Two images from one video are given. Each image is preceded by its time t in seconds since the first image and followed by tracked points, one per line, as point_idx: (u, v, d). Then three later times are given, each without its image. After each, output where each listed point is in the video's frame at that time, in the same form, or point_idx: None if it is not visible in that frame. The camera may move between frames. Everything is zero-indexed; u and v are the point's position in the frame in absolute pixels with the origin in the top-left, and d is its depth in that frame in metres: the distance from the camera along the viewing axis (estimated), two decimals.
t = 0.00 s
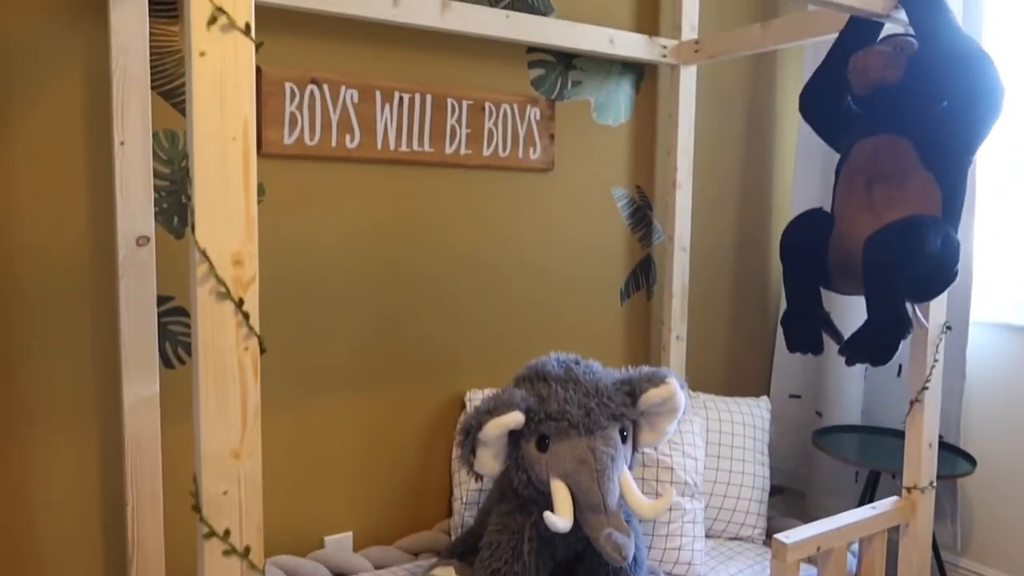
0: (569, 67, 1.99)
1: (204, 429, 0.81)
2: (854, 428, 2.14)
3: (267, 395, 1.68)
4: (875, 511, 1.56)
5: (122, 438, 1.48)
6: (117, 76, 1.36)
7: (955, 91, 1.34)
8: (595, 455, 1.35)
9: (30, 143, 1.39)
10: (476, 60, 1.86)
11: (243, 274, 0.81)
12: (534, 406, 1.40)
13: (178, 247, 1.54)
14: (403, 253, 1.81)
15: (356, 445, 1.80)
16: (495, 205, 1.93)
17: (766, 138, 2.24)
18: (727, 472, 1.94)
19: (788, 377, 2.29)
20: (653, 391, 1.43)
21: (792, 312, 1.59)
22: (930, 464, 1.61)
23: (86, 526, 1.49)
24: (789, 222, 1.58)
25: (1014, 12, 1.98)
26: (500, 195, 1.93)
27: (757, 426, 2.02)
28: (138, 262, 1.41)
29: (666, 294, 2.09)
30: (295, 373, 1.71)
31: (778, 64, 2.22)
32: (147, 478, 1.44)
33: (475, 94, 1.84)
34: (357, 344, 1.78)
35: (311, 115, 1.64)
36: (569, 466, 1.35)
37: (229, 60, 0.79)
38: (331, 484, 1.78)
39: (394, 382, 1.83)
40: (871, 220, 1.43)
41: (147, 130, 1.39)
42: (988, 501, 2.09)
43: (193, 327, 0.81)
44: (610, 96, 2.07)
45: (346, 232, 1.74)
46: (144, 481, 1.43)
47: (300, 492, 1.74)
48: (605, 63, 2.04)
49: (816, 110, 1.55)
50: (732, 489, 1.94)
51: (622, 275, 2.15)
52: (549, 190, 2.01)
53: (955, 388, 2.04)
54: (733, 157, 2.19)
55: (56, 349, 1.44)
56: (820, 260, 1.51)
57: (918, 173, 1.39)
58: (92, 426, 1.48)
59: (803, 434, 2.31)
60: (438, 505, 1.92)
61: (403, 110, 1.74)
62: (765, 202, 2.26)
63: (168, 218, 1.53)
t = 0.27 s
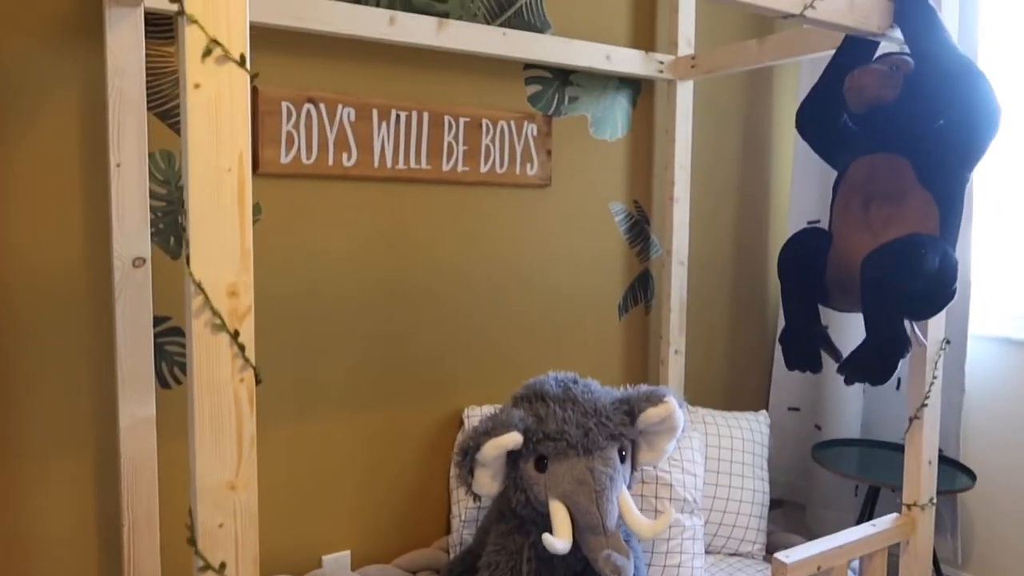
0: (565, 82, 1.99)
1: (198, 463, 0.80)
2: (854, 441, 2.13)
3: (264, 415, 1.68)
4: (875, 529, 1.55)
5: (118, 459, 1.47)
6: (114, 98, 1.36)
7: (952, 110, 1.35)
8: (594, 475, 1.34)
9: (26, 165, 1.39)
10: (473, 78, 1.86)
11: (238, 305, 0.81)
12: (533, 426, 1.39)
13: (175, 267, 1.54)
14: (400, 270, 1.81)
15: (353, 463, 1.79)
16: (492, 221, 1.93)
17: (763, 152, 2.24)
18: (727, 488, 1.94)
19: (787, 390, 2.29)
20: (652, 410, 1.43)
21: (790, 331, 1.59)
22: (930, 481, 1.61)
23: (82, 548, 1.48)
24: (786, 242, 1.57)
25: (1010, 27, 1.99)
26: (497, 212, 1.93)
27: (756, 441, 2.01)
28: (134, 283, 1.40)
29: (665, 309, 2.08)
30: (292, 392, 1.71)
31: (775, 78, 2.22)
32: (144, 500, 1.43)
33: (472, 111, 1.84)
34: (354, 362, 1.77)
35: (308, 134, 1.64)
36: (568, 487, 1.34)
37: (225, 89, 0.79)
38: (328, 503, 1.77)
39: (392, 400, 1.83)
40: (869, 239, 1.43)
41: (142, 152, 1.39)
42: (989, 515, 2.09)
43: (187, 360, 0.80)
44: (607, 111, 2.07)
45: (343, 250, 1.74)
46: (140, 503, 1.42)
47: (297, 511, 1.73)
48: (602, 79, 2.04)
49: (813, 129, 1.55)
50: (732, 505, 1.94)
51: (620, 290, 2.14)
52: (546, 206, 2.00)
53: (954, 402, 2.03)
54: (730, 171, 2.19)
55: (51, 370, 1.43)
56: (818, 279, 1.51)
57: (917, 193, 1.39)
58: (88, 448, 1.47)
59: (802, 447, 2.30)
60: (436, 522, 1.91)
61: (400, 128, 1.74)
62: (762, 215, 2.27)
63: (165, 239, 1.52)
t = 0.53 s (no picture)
0: (564, 101, 2.00)
1: (197, 502, 0.80)
2: (854, 459, 2.12)
3: (263, 437, 1.67)
4: (875, 552, 1.55)
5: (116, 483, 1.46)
6: (112, 123, 1.36)
7: (950, 135, 1.35)
8: (593, 501, 1.34)
9: (24, 190, 1.39)
10: (472, 98, 1.86)
11: (237, 342, 0.81)
12: (532, 451, 1.39)
13: (174, 290, 1.54)
14: (399, 291, 1.81)
15: (352, 484, 1.79)
16: (491, 240, 1.92)
17: (761, 170, 2.24)
18: (727, 507, 1.93)
19: (787, 406, 2.28)
20: (651, 435, 1.42)
21: (789, 354, 1.58)
22: (930, 503, 1.60)
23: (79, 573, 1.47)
24: (785, 265, 1.58)
25: (1007, 46, 2.00)
26: (496, 231, 1.93)
27: (756, 460, 2.00)
28: (132, 308, 1.39)
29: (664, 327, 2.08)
30: (291, 413, 1.70)
31: (774, 96, 2.22)
32: (142, 526, 1.42)
33: (471, 131, 1.84)
34: (353, 383, 1.77)
35: (307, 156, 1.64)
36: (567, 513, 1.34)
37: (225, 127, 0.79)
38: (327, 525, 1.76)
39: (391, 420, 1.82)
40: (868, 263, 1.42)
41: (141, 177, 1.39)
42: (989, 533, 2.08)
43: (186, 399, 0.80)
44: (606, 130, 2.07)
45: (342, 271, 1.73)
46: (138, 529, 1.42)
47: (295, 533, 1.73)
48: (601, 97, 2.05)
49: (811, 150, 1.56)
50: (731, 524, 1.93)
51: (619, 307, 2.14)
52: (545, 225, 2.00)
53: (953, 420, 2.03)
54: (729, 189, 2.19)
55: (49, 395, 1.43)
56: (817, 301, 1.51)
57: (915, 216, 1.39)
58: (86, 472, 1.46)
59: (802, 465, 2.30)
60: (435, 543, 1.91)
61: (399, 149, 1.74)
62: (761, 233, 2.27)
63: (164, 261, 1.52)
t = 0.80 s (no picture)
0: (566, 112, 2.00)
1: (198, 524, 0.80)
2: (854, 470, 2.11)
3: (263, 449, 1.67)
4: (874, 566, 1.55)
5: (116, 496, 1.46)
6: (115, 138, 1.36)
7: (950, 151, 1.36)
8: (594, 516, 1.34)
9: (27, 203, 1.39)
10: (474, 109, 1.87)
11: (240, 364, 0.81)
12: (533, 465, 1.39)
13: (175, 302, 1.53)
14: (400, 302, 1.81)
15: (353, 495, 1.78)
16: (492, 251, 1.93)
17: (762, 180, 2.25)
18: (727, 519, 1.92)
19: (788, 416, 2.28)
20: (652, 449, 1.42)
21: (790, 368, 1.59)
22: (930, 517, 1.60)
23: None
24: (785, 280, 1.59)
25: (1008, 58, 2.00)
26: (497, 242, 1.93)
27: (756, 471, 2.00)
28: (133, 321, 1.39)
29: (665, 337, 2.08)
30: (290, 425, 1.70)
31: (775, 106, 2.23)
32: (142, 539, 1.42)
33: (472, 142, 1.84)
34: (353, 394, 1.77)
35: (309, 168, 1.64)
36: (568, 528, 1.34)
37: (228, 150, 0.79)
38: (327, 536, 1.76)
39: (391, 431, 1.82)
40: (868, 278, 1.44)
41: (143, 191, 1.39)
42: (989, 545, 2.08)
43: (188, 420, 0.80)
44: (607, 140, 2.07)
45: (342, 283, 1.73)
46: (138, 541, 1.42)
47: (295, 545, 1.73)
48: (602, 108, 2.05)
49: (812, 167, 1.57)
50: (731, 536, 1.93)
51: (620, 318, 2.14)
52: (546, 235, 2.01)
53: (953, 432, 2.03)
54: (729, 200, 2.19)
55: (50, 408, 1.43)
56: (817, 317, 1.53)
57: (915, 233, 1.41)
58: (87, 484, 1.46)
59: (802, 474, 2.30)
60: (435, 553, 1.90)
61: (401, 161, 1.75)
62: (761, 243, 2.27)
63: (165, 273, 1.52)
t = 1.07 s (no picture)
0: (567, 121, 2.00)
1: (202, 545, 0.80)
2: (855, 477, 2.11)
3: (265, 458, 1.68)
4: None
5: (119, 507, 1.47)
6: (117, 150, 1.36)
7: (950, 163, 1.36)
8: (596, 528, 1.34)
9: (30, 216, 1.39)
10: (475, 118, 1.87)
11: (243, 386, 0.81)
12: (535, 476, 1.39)
13: (177, 313, 1.54)
14: (402, 311, 1.81)
15: (355, 504, 1.79)
16: (493, 259, 1.93)
17: (763, 188, 2.25)
18: (728, 527, 1.93)
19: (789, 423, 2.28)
20: (654, 460, 1.42)
21: (791, 379, 1.60)
22: (932, 527, 1.60)
23: None
24: (786, 291, 1.60)
25: (1008, 65, 2.00)
26: (498, 251, 1.93)
27: (758, 479, 2.00)
28: (135, 333, 1.40)
29: (665, 344, 2.09)
30: (292, 434, 1.70)
31: (775, 114, 2.23)
32: (145, 550, 1.43)
33: (473, 151, 1.85)
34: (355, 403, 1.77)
35: (311, 178, 1.65)
36: (570, 539, 1.34)
37: (230, 173, 0.79)
38: (329, 545, 1.76)
39: (393, 440, 1.83)
40: (869, 290, 1.45)
41: (145, 202, 1.39)
42: (990, 552, 2.08)
43: (191, 441, 0.80)
44: (608, 148, 2.07)
45: (344, 292, 1.74)
46: (141, 553, 1.42)
47: (297, 554, 1.73)
48: (603, 116, 2.05)
49: (813, 180, 1.58)
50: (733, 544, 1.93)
51: (621, 325, 2.14)
52: (547, 244, 2.01)
53: (954, 439, 2.03)
54: (730, 207, 2.19)
55: (53, 419, 1.43)
56: (818, 329, 1.54)
57: (916, 245, 1.41)
58: (89, 495, 1.47)
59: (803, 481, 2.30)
60: (437, 561, 1.91)
61: (402, 170, 1.75)
62: (762, 250, 2.27)
63: (167, 284, 1.52)
